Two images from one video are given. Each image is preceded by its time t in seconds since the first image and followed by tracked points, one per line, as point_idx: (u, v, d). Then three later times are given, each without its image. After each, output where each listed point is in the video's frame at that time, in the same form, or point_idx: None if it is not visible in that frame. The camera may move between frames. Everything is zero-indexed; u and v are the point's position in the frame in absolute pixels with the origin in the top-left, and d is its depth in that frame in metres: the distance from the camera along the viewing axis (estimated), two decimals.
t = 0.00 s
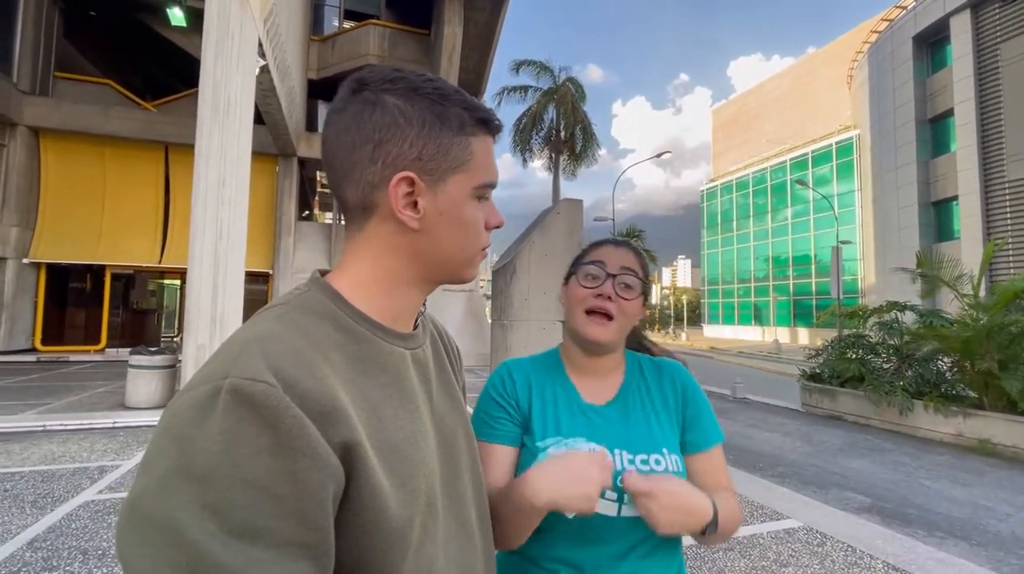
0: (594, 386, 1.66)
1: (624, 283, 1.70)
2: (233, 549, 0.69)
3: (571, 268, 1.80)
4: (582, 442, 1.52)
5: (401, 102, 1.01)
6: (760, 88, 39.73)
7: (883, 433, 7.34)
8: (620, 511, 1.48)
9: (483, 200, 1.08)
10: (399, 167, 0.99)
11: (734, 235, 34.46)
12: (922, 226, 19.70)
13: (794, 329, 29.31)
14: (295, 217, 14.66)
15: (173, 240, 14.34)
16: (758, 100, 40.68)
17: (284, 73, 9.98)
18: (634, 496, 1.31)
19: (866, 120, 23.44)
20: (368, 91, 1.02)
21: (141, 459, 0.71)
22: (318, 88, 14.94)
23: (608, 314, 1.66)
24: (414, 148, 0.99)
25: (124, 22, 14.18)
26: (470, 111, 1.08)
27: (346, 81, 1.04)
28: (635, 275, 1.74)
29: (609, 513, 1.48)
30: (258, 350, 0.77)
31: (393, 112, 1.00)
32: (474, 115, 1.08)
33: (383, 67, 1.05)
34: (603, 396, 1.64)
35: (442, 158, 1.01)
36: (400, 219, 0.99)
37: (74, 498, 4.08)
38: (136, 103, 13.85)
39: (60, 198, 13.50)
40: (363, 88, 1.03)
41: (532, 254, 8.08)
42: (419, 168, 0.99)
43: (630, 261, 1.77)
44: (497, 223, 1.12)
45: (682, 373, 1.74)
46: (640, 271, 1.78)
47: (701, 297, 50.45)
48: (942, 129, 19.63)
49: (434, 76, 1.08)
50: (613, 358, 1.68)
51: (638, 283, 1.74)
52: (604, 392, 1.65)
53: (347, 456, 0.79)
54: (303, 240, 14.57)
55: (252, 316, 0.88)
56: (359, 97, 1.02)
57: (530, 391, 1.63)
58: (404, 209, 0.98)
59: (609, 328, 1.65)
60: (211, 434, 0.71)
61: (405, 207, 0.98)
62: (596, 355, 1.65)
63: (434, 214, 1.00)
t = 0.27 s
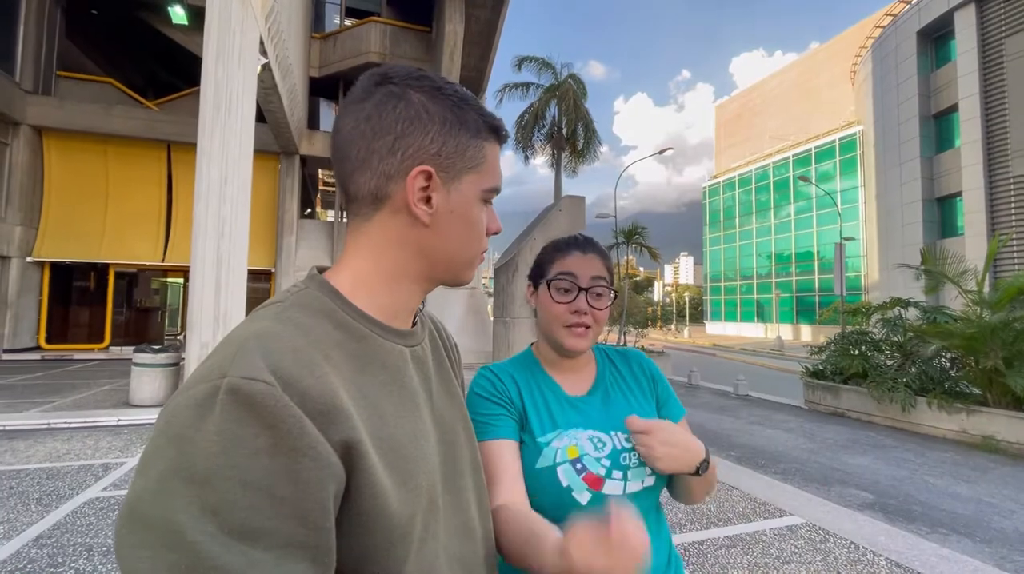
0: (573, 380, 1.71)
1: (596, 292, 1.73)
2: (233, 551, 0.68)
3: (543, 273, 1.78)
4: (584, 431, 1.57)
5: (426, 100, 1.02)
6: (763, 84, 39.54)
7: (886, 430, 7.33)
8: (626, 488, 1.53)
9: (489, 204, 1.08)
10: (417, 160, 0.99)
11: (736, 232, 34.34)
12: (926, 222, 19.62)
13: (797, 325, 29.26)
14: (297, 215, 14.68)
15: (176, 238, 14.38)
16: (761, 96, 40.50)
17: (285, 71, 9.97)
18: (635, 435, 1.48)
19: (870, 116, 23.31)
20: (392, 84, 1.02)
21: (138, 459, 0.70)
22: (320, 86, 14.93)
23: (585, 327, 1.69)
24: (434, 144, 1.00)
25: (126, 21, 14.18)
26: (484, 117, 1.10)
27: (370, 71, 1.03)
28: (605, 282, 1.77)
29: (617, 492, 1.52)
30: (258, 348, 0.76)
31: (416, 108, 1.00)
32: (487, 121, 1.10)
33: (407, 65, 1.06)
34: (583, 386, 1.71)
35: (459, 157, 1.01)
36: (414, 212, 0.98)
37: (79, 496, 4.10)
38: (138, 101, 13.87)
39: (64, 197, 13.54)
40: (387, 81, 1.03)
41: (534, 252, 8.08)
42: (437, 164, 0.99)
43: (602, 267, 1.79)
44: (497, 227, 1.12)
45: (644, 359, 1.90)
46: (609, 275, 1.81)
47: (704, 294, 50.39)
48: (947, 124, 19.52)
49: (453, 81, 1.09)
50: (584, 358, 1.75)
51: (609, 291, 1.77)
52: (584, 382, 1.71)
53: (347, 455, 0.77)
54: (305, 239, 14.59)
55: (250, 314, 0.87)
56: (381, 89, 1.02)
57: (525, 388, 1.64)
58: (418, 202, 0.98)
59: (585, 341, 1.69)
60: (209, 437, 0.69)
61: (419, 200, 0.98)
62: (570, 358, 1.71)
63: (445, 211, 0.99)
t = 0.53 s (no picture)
0: (583, 382, 1.70)
1: (609, 303, 1.68)
2: (250, 538, 0.68)
3: (552, 288, 1.71)
4: (593, 428, 1.58)
5: (414, 89, 1.02)
6: (767, 79, 39.32)
7: (890, 426, 7.31)
8: (632, 483, 1.56)
9: (489, 191, 1.05)
10: (404, 148, 0.98)
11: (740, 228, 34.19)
12: (931, 217, 19.51)
13: (800, 321, 29.17)
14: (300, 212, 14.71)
15: (180, 235, 14.43)
16: (765, 91, 40.29)
17: (288, 68, 9.97)
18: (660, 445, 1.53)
19: (874, 111, 23.18)
20: (385, 78, 1.03)
21: (153, 448, 0.69)
22: (322, 83, 14.92)
23: (602, 343, 1.65)
24: (421, 130, 0.99)
25: (128, 19, 14.21)
26: (478, 103, 1.07)
27: (365, 70, 1.05)
28: (616, 290, 1.71)
29: (624, 487, 1.55)
30: (272, 337, 0.75)
31: (404, 99, 1.00)
32: (481, 106, 1.07)
33: (400, 60, 1.07)
34: (591, 387, 1.70)
35: (449, 142, 0.99)
36: (403, 200, 0.97)
37: (86, 491, 4.13)
38: (141, 99, 13.91)
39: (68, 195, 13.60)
40: (379, 77, 1.04)
41: (537, 248, 8.07)
42: (425, 150, 0.98)
43: (610, 274, 1.73)
44: (502, 217, 1.08)
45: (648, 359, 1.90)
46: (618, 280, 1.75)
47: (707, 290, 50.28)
48: (952, 118, 19.39)
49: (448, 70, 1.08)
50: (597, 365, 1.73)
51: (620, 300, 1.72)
52: (590, 383, 1.71)
53: (359, 444, 0.77)
54: (308, 236, 14.62)
55: (258, 306, 0.86)
56: (374, 85, 1.03)
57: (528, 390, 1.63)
58: (407, 188, 0.97)
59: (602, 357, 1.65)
60: (224, 425, 0.68)
61: (408, 187, 0.97)
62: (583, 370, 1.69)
63: (436, 198, 0.97)
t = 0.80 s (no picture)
0: (600, 378, 1.72)
1: (623, 279, 1.74)
2: (245, 525, 0.68)
3: (570, 272, 1.78)
4: (593, 430, 1.57)
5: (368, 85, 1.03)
6: (768, 74, 39.15)
7: (891, 422, 7.31)
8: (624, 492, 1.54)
9: (453, 178, 0.97)
10: (351, 145, 0.99)
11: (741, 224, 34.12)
12: (932, 213, 19.44)
13: (801, 317, 29.13)
14: (301, 209, 14.70)
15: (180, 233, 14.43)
16: (766, 86, 40.15)
17: (287, 65, 9.94)
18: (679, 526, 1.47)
19: (876, 105, 23.04)
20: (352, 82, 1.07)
21: (153, 438, 0.71)
22: (322, 80, 14.88)
23: (621, 316, 1.70)
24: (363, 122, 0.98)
25: (127, 15, 14.17)
26: (436, 84, 1.01)
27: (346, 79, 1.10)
28: (629, 268, 1.77)
29: (615, 494, 1.53)
30: (268, 331, 0.76)
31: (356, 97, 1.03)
32: (437, 85, 1.01)
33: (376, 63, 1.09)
34: (609, 385, 1.70)
35: (391, 131, 0.96)
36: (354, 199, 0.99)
37: (88, 488, 4.14)
38: (141, 96, 13.89)
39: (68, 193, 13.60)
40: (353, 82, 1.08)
41: (537, 245, 8.06)
42: (368, 143, 0.97)
43: (623, 255, 1.79)
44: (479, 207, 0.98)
45: (681, 367, 1.82)
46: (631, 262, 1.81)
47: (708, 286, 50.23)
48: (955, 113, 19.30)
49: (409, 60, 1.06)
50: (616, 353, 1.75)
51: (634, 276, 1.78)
52: (610, 381, 1.72)
53: (354, 436, 0.78)
54: (309, 233, 14.61)
55: (258, 301, 0.87)
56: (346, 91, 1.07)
57: (535, 386, 1.68)
58: (355, 186, 0.99)
59: (621, 331, 1.70)
60: (221, 415, 0.69)
61: (356, 181, 0.98)
62: (604, 355, 1.72)
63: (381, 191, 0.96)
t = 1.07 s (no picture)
0: (626, 370, 1.71)
1: (617, 253, 1.76)
2: (220, 524, 0.69)
3: (583, 260, 1.92)
4: (599, 420, 1.60)
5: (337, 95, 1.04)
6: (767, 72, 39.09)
7: (892, 420, 7.29)
8: (622, 490, 1.53)
9: (419, 174, 0.95)
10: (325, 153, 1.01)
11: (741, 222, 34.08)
12: (933, 210, 19.40)
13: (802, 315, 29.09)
14: (301, 210, 14.71)
15: (181, 234, 14.45)
16: (765, 84, 40.11)
17: (286, 65, 9.94)
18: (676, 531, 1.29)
19: (877, 103, 22.99)
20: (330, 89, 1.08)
21: (139, 440, 0.71)
22: (321, 80, 14.88)
23: (611, 289, 1.73)
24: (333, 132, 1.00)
25: (127, 17, 14.22)
26: (395, 76, 0.99)
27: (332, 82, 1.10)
28: (631, 242, 1.77)
29: (611, 488, 1.54)
30: (249, 335, 0.77)
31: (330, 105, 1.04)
32: (395, 79, 0.98)
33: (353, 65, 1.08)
34: (634, 380, 1.67)
35: (354, 134, 0.96)
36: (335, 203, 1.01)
37: (90, 490, 4.15)
38: (140, 98, 13.90)
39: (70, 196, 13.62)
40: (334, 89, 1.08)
41: (538, 244, 8.05)
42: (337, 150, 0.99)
43: (630, 235, 1.80)
44: (451, 204, 0.95)
45: (741, 366, 1.61)
46: (643, 239, 1.79)
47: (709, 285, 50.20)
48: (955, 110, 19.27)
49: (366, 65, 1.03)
50: (639, 338, 1.72)
51: (636, 248, 1.76)
52: (638, 376, 1.68)
53: (332, 438, 0.78)
54: (309, 234, 14.62)
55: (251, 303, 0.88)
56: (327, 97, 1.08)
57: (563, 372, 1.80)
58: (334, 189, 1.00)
59: (615, 304, 1.71)
60: (199, 417, 0.70)
61: (335, 184, 1.00)
62: (622, 340, 1.73)
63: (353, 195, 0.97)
